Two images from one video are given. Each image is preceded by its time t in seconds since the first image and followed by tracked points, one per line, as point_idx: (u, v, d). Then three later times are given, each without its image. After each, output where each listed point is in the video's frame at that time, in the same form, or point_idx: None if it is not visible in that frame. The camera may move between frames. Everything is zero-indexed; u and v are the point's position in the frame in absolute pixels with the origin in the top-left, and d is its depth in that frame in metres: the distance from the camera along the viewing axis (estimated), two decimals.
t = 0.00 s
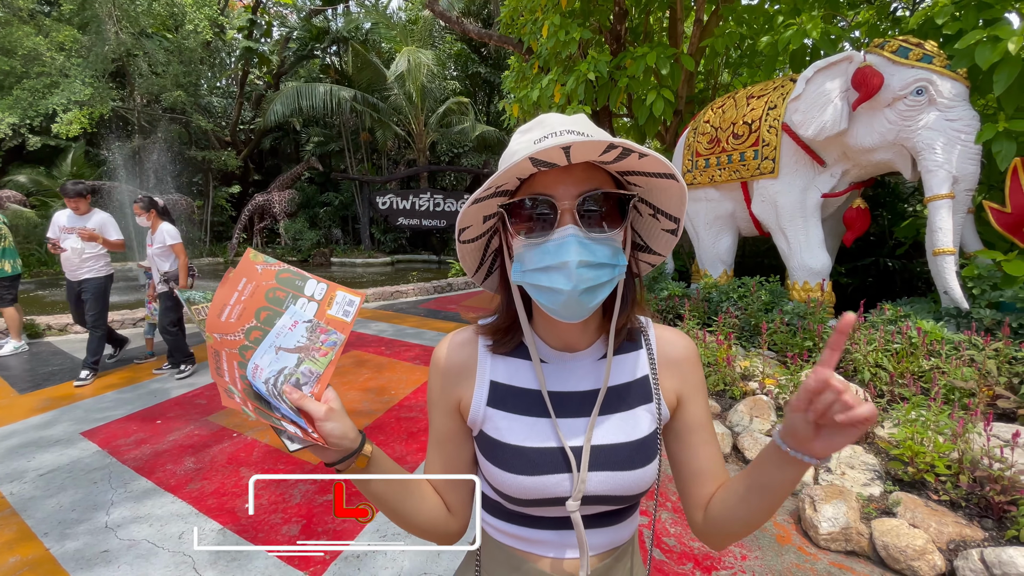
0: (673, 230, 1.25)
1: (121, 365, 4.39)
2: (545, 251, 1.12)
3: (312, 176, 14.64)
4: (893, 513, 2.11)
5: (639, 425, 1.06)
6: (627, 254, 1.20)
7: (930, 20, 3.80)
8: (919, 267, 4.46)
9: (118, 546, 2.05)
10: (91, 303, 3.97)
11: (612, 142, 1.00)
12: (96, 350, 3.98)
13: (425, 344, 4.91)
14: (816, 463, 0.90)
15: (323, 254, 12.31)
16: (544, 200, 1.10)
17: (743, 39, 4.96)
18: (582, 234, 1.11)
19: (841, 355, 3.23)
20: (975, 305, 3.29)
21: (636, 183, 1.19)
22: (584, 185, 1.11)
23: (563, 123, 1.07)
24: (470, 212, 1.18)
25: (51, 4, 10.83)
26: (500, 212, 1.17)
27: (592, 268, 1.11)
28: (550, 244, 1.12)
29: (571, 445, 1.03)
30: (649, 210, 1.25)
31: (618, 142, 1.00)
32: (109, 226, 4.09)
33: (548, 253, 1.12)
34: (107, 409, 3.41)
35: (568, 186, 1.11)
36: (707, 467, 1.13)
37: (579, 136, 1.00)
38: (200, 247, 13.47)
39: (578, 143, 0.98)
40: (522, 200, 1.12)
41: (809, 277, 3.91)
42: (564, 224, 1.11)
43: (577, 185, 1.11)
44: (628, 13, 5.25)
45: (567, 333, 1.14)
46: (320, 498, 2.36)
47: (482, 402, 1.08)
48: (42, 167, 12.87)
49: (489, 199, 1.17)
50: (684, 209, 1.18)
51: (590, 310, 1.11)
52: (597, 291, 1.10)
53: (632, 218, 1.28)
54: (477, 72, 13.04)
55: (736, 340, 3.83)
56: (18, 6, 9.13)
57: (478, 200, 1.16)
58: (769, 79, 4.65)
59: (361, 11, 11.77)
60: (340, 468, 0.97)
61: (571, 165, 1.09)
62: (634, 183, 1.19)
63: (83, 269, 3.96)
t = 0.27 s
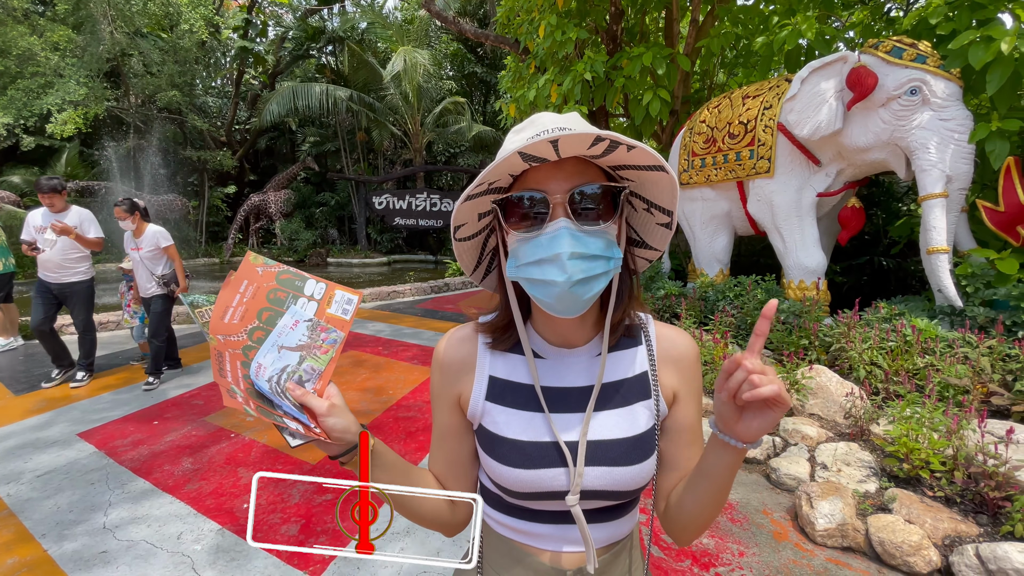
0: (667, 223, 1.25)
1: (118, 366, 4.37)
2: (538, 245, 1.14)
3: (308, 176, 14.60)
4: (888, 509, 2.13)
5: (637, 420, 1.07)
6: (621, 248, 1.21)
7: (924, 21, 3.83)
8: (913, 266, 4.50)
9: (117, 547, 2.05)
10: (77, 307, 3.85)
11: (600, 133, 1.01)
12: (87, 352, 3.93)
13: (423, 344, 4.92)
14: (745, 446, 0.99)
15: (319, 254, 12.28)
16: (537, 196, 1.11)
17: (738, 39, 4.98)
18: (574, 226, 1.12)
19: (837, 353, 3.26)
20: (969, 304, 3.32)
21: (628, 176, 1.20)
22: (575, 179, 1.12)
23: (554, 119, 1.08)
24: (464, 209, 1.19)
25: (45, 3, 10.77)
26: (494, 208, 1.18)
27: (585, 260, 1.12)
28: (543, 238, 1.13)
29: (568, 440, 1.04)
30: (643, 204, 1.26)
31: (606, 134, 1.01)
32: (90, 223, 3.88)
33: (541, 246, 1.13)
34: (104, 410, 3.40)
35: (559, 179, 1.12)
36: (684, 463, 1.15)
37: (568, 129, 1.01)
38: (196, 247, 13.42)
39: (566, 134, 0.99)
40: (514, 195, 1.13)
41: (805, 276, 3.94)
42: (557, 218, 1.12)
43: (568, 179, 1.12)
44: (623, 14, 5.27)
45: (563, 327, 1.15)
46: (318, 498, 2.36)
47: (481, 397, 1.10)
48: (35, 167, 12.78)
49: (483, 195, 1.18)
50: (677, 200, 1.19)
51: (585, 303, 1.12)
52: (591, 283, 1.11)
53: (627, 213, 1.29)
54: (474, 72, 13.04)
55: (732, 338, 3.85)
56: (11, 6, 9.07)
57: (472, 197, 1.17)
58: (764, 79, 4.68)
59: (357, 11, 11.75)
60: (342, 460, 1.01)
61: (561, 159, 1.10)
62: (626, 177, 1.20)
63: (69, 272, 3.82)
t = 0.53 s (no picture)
0: (669, 223, 1.26)
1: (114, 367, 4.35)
2: (541, 244, 1.14)
3: (304, 176, 14.56)
4: (884, 506, 2.15)
5: (638, 417, 1.08)
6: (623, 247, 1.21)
7: (918, 21, 3.85)
8: (907, 265, 4.53)
9: (115, 549, 2.04)
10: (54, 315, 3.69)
11: (603, 135, 1.03)
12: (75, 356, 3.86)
13: (421, 344, 4.91)
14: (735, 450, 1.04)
15: (316, 255, 12.25)
16: (541, 195, 1.11)
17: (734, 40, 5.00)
18: (577, 226, 1.12)
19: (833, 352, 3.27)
20: (963, 302, 3.34)
21: (630, 177, 1.21)
22: (579, 178, 1.13)
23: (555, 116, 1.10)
24: (469, 208, 1.20)
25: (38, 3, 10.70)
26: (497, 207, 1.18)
27: (588, 259, 1.11)
28: (546, 237, 1.13)
29: (569, 437, 1.05)
30: (645, 204, 1.27)
31: (609, 134, 1.02)
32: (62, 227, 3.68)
33: (544, 246, 1.13)
34: (100, 411, 3.39)
35: (562, 179, 1.12)
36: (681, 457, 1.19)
37: (570, 130, 1.02)
38: (192, 248, 13.36)
39: (570, 135, 1.00)
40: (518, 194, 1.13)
41: (801, 275, 3.96)
42: (559, 218, 1.12)
43: (572, 179, 1.12)
44: (620, 14, 5.28)
45: (564, 326, 1.16)
46: (317, 498, 2.36)
47: (483, 394, 1.10)
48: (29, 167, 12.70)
49: (486, 195, 1.18)
50: (678, 200, 1.21)
51: (586, 302, 1.12)
52: (594, 283, 1.11)
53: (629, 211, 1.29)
54: (470, 72, 13.04)
55: (729, 337, 3.87)
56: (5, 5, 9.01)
57: (476, 195, 1.17)
58: (760, 79, 4.70)
59: (353, 10, 11.73)
60: (345, 454, 1.03)
61: (565, 159, 1.11)
62: (628, 177, 1.21)
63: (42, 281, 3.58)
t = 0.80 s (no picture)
0: (674, 227, 1.29)
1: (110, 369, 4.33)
2: (562, 252, 1.13)
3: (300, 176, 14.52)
4: (881, 503, 2.16)
5: (639, 413, 1.09)
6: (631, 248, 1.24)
7: (913, 21, 3.87)
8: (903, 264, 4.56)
9: (112, 551, 2.03)
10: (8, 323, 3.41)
11: (638, 153, 1.03)
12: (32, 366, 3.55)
13: (418, 344, 4.91)
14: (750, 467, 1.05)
15: (312, 255, 12.21)
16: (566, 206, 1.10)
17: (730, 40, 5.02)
18: (600, 235, 1.13)
19: (829, 350, 3.29)
20: (958, 300, 3.36)
21: (647, 186, 1.21)
22: (602, 189, 1.13)
23: (574, 118, 1.09)
24: (489, 214, 1.15)
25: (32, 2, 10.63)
26: (517, 212, 1.15)
27: (608, 267, 1.14)
28: (568, 246, 1.13)
29: (573, 433, 1.06)
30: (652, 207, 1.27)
31: (643, 153, 1.04)
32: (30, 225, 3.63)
33: (566, 254, 1.13)
34: (96, 413, 3.37)
35: (587, 188, 1.11)
36: (682, 457, 1.20)
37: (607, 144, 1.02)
38: (187, 249, 13.30)
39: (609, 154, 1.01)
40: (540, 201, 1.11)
41: (797, 274, 3.98)
42: (583, 226, 1.13)
43: (596, 188, 1.12)
44: (616, 14, 5.29)
45: (570, 324, 1.16)
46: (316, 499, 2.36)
47: (486, 390, 1.10)
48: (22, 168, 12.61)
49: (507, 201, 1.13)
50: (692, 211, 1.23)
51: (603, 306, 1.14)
52: (611, 289, 1.14)
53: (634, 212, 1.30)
54: (466, 72, 13.04)
55: (726, 337, 3.88)
56: None
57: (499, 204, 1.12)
58: (756, 79, 4.72)
59: (348, 10, 11.70)
60: (348, 449, 1.03)
61: (593, 171, 1.09)
62: (644, 185, 1.20)
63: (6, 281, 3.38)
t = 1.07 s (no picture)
0: (678, 227, 1.27)
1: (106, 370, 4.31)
2: (560, 246, 1.14)
3: (297, 177, 14.48)
4: (879, 502, 2.17)
5: (641, 414, 1.09)
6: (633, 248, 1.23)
7: (908, 22, 3.89)
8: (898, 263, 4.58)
9: (110, 553, 2.03)
10: None
11: (631, 141, 1.03)
12: None
13: (416, 345, 4.90)
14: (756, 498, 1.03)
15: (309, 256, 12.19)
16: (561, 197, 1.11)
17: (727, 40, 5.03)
18: (597, 230, 1.13)
19: (826, 349, 3.30)
20: (954, 299, 3.38)
21: (646, 182, 1.22)
22: (599, 183, 1.13)
23: (577, 120, 1.09)
24: (488, 206, 1.16)
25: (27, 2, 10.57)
26: (517, 206, 1.16)
27: (606, 263, 1.13)
28: (565, 240, 1.13)
29: (577, 434, 1.06)
30: (655, 207, 1.27)
31: (638, 142, 1.03)
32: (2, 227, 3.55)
33: (562, 248, 1.13)
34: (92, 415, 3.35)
35: (584, 182, 1.12)
36: (684, 456, 1.21)
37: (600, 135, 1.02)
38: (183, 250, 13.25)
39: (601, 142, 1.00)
40: (537, 195, 1.12)
41: (794, 273, 3.99)
42: (580, 220, 1.12)
43: (593, 182, 1.12)
44: (613, 14, 5.30)
45: (572, 324, 1.16)
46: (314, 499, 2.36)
47: (489, 392, 1.10)
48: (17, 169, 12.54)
49: (507, 193, 1.15)
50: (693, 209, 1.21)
51: (601, 302, 1.14)
52: (608, 285, 1.13)
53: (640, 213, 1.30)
54: (463, 72, 13.03)
55: (723, 336, 3.89)
56: None
57: (498, 194, 1.14)
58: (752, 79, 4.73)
59: (345, 10, 11.68)
60: (353, 452, 1.03)
61: (588, 164, 1.10)
62: (644, 182, 1.21)
63: None
